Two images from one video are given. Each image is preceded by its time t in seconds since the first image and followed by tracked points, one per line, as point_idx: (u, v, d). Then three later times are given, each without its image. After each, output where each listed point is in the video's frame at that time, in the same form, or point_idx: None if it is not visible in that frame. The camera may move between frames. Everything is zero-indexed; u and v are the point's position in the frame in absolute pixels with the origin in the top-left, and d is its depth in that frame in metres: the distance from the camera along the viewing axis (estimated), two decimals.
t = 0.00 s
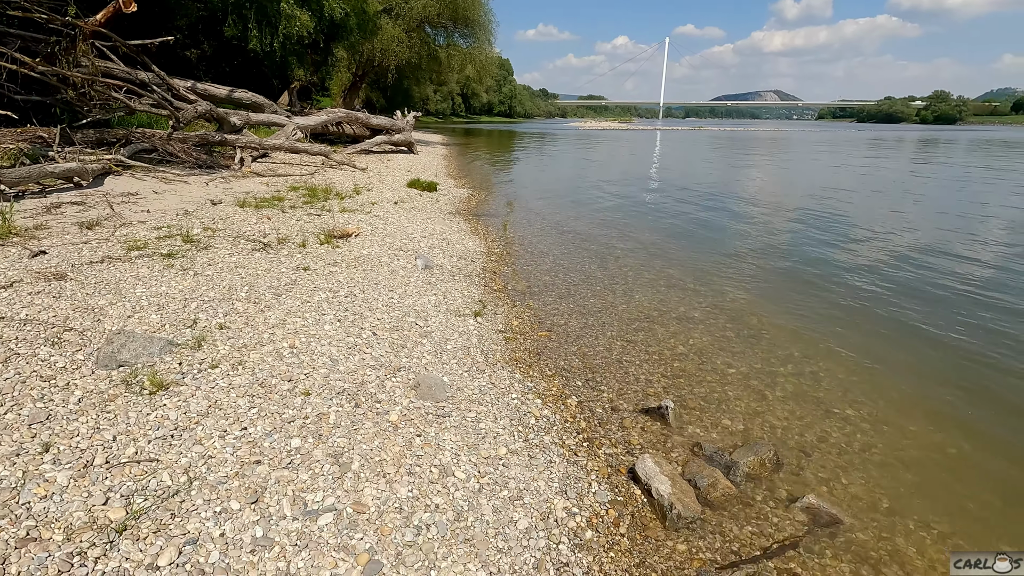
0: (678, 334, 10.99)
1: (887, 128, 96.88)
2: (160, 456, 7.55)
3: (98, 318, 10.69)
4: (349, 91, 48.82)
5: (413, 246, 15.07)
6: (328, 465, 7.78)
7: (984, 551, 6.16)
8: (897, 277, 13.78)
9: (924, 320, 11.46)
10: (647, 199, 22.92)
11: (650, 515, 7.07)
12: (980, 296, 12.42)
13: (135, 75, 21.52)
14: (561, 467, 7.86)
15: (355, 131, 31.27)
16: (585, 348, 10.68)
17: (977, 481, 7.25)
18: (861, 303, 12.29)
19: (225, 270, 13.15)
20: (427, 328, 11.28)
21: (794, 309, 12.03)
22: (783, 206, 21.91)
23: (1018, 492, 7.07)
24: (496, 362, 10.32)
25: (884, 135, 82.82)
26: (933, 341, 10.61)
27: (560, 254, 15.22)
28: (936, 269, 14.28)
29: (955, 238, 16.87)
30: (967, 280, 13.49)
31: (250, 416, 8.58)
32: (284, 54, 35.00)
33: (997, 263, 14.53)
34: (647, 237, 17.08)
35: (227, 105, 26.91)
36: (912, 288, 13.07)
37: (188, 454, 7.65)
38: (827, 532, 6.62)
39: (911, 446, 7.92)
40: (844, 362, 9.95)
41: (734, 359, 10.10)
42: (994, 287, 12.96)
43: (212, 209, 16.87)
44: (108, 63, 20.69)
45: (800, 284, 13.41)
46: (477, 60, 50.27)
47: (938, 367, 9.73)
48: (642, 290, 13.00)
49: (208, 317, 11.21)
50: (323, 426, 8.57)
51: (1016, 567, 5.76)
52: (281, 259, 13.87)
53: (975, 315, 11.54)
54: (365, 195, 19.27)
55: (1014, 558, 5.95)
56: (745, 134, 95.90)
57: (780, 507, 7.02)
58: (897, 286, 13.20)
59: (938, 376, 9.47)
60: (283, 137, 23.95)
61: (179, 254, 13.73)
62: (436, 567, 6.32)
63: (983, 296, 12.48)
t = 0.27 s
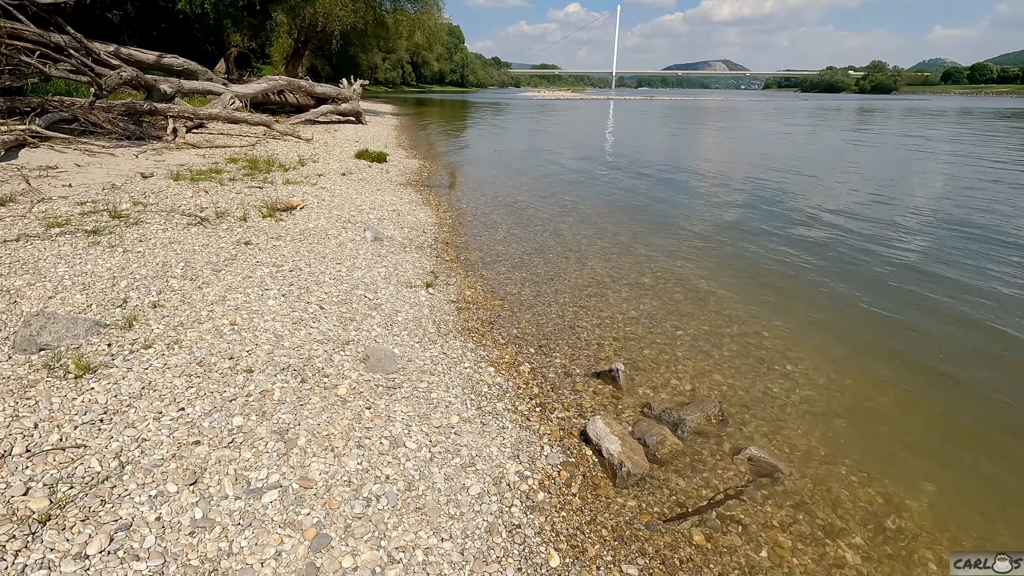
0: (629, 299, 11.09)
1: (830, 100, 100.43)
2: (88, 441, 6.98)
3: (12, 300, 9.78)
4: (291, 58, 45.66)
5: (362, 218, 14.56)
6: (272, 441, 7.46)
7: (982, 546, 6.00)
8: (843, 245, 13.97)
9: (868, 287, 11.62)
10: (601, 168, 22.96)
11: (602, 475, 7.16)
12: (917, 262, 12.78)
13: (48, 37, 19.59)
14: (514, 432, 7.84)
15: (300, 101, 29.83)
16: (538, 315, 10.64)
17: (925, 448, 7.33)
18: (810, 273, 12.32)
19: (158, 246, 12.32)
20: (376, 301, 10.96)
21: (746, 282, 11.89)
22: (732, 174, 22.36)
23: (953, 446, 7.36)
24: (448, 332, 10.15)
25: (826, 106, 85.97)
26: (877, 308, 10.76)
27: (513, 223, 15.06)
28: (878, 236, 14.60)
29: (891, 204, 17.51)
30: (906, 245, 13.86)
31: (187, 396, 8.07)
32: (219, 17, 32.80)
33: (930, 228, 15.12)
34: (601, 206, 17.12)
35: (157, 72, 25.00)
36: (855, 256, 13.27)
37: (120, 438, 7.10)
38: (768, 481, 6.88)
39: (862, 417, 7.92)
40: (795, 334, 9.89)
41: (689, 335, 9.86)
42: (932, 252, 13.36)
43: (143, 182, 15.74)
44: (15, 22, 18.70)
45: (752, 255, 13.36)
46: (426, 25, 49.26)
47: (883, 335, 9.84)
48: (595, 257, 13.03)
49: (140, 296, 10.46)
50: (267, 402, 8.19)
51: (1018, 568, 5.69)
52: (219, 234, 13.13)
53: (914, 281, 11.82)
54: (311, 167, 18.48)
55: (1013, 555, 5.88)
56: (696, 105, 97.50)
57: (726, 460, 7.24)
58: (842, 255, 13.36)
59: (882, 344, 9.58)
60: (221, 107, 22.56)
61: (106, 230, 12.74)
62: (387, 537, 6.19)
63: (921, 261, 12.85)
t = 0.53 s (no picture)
0: (602, 275, 11.13)
1: (800, 77, 101.61)
2: (46, 430, 6.59)
3: None
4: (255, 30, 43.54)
5: (331, 198, 14.23)
6: (241, 424, 7.24)
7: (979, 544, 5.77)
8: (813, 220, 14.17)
9: (836, 262, 11.82)
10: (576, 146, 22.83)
11: (575, 448, 7.20)
12: (884, 236, 13.03)
13: None
14: (487, 408, 7.84)
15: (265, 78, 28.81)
16: (512, 292, 10.59)
17: (887, 415, 7.56)
18: (781, 248, 12.47)
19: (116, 228, 11.76)
20: (347, 281, 10.75)
21: (719, 257, 11.99)
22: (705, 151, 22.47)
23: (910, 411, 7.65)
24: (421, 311, 10.02)
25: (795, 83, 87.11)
26: (844, 281, 10.98)
27: (487, 202, 14.88)
28: (846, 210, 14.86)
29: (857, 179, 17.85)
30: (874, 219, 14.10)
31: (150, 380, 7.72)
32: None
33: (895, 203, 15.44)
34: (575, 183, 17.04)
35: (110, 45, 23.67)
36: (824, 230, 13.50)
37: (79, 425, 6.74)
38: (735, 449, 7.05)
39: (830, 387, 8.09)
40: (766, 308, 10.03)
41: (662, 310, 9.93)
42: (897, 226, 13.67)
43: (99, 162, 15.00)
44: None
45: (725, 230, 13.45)
46: None
47: (849, 308, 10.04)
48: (569, 234, 13.00)
49: (98, 280, 9.94)
50: (235, 385, 7.94)
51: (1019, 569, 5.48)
52: (182, 215, 12.64)
53: (881, 254, 12.07)
54: (277, 146, 17.92)
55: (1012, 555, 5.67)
56: (668, 80, 98.00)
57: (694, 430, 7.38)
58: (812, 230, 13.52)
59: (849, 316, 9.80)
60: (181, 83, 21.60)
61: (59, 212, 12.09)
62: (359, 514, 6.13)
63: (887, 235, 13.11)
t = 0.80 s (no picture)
0: (578, 253, 11.16)
1: (774, 56, 102.36)
2: (7, 420, 6.31)
3: None
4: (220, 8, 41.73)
5: (303, 180, 13.93)
6: (213, 409, 7.09)
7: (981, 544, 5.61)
8: (787, 197, 14.34)
9: (811, 237, 12.01)
10: (552, 125, 22.68)
11: (552, 426, 7.25)
12: (856, 212, 13.24)
13: None
14: (464, 387, 7.85)
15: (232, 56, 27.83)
16: (489, 273, 10.56)
17: (854, 386, 7.77)
18: (757, 225, 12.62)
19: (77, 212, 11.27)
20: (320, 264, 10.56)
21: (696, 234, 12.09)
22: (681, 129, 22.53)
23: (877, 379, 7.89)
24: (396, 293, 9.93)
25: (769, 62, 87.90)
26: (817, 257, 11.16)
27: (462, 182, 14.71)
28: (818, 187, 15.07)
29: (829, 157, 18.11)
30: (845, 196, 14.32)
31: (117, 368, 7.46)
32: None
33: (866, 179, 15.70)
34: (552, 162, 16.96)
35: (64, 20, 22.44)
36: (798, 206, 13.72)
37: (43, 415, 6.49)
38: (708, 421, 7.19)
39: (800, 360, 8.27)
40: (741, 284, 10.17)
41: (639, 288, 10.01)
42: (870, 202, 13.89)
43: (56, 145, 14.33)
44: None
45: (701, 208, 13.54)
46: None
47: (822, 284, 10.22)
48: (545, 213, 12.96)
49: (59, 266, 9.49)
50: (207, 371, 7.75)
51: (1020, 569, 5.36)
52: (146, 199, 12.20)
53: (852, 230, 12.28)
54: (246, 127, 17.42)
55: (1013, 555, 5.53)
56: (643, 58, 98.07)
57: (669, 404, 7.51)
58: (787, 206, 13.73)
59: (823, 290, 10.00)
60: (141, 62, 20.72)
61: (15, 196, 11.51)
62: (336, 496, 6.10)
63: (858, 211, 13.34)
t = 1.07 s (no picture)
0: (555, 235, 11.16)
1: (750, 36, 102.84)
2: None
3: None
4: None
5: (274, 164, 13.61)
6: (185, 399, 6.93)
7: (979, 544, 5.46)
8: (762, 177, 14.47)
9: (789, 217, 12.15)
10: (529, 106, 22.49)
11: (530, 407, 7.28)
12: (830, 191, 13.42)
13: None
14: (442, 371, 7.84)
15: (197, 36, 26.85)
16: (466, 256, 10.50)
17: (827, 362, 7.94)
18: (733, 205, 12.74)
19: (36, 199, 10.78)
20: (294, 250, 10.37)
21: (674, 215, 12.16)
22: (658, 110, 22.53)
23: (849, 355, 8.07)
24: (372, 278, 9.82)
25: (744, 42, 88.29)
26: (792, 237, 11.31)
27: (438, 165, 14.54)
28: (794, 166, 15.24)
29: (803, 136, 18.30)
30: (822, 175, 14.50)
31: (84, 360, 7.20)
32: None
33: (839, 158, 15.91)
34: (530, 144, 16.86)
35: None
36: (776, 185, 13.88)
37: (6, 409, 6.23)
38: (683, 398, 7.31)
39: (775, 338, 8.42)
40: (718, 264, 10.29)
41: (617, 269, 10.08)
42: (846, 181, 14.05)
43: (11, 129, 13.68)
44: None
45: (678, 189, 13.60)
46: None
47: (799, 263, 10.38)
48: (522, 196, 12.91)
49: (18, 256, 9.05)
50: (178, 360, 7.55)
51: (1020, 569, 5.19)
52: (110, 185, 11.77)
53: (826, 209, 12.46)
54: (213, 110, 16.92)
55: (1013, 555, 5.37)
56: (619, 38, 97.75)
57: (645, 382, 7.61)
58: (765, 185, 13.88)
59: (800, 269, 10.16)
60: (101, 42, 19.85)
61: None
62: (313, 482, 6.07)
63: (832, 190, 13.52)
